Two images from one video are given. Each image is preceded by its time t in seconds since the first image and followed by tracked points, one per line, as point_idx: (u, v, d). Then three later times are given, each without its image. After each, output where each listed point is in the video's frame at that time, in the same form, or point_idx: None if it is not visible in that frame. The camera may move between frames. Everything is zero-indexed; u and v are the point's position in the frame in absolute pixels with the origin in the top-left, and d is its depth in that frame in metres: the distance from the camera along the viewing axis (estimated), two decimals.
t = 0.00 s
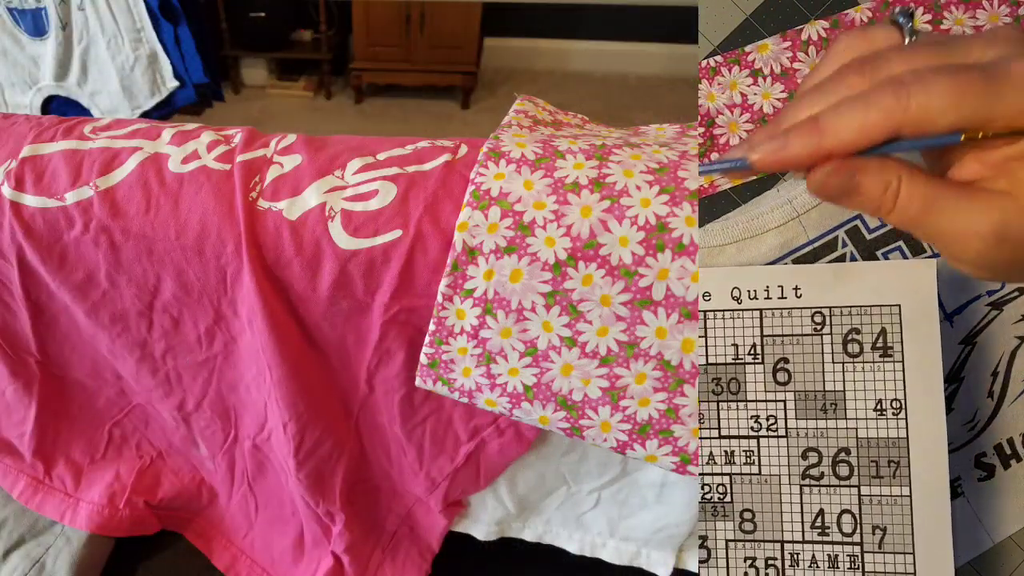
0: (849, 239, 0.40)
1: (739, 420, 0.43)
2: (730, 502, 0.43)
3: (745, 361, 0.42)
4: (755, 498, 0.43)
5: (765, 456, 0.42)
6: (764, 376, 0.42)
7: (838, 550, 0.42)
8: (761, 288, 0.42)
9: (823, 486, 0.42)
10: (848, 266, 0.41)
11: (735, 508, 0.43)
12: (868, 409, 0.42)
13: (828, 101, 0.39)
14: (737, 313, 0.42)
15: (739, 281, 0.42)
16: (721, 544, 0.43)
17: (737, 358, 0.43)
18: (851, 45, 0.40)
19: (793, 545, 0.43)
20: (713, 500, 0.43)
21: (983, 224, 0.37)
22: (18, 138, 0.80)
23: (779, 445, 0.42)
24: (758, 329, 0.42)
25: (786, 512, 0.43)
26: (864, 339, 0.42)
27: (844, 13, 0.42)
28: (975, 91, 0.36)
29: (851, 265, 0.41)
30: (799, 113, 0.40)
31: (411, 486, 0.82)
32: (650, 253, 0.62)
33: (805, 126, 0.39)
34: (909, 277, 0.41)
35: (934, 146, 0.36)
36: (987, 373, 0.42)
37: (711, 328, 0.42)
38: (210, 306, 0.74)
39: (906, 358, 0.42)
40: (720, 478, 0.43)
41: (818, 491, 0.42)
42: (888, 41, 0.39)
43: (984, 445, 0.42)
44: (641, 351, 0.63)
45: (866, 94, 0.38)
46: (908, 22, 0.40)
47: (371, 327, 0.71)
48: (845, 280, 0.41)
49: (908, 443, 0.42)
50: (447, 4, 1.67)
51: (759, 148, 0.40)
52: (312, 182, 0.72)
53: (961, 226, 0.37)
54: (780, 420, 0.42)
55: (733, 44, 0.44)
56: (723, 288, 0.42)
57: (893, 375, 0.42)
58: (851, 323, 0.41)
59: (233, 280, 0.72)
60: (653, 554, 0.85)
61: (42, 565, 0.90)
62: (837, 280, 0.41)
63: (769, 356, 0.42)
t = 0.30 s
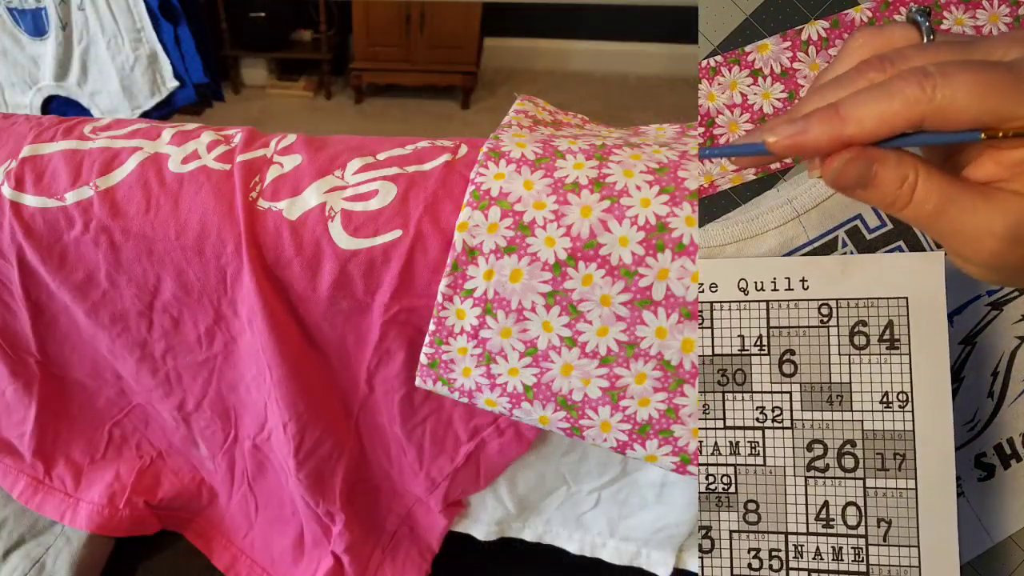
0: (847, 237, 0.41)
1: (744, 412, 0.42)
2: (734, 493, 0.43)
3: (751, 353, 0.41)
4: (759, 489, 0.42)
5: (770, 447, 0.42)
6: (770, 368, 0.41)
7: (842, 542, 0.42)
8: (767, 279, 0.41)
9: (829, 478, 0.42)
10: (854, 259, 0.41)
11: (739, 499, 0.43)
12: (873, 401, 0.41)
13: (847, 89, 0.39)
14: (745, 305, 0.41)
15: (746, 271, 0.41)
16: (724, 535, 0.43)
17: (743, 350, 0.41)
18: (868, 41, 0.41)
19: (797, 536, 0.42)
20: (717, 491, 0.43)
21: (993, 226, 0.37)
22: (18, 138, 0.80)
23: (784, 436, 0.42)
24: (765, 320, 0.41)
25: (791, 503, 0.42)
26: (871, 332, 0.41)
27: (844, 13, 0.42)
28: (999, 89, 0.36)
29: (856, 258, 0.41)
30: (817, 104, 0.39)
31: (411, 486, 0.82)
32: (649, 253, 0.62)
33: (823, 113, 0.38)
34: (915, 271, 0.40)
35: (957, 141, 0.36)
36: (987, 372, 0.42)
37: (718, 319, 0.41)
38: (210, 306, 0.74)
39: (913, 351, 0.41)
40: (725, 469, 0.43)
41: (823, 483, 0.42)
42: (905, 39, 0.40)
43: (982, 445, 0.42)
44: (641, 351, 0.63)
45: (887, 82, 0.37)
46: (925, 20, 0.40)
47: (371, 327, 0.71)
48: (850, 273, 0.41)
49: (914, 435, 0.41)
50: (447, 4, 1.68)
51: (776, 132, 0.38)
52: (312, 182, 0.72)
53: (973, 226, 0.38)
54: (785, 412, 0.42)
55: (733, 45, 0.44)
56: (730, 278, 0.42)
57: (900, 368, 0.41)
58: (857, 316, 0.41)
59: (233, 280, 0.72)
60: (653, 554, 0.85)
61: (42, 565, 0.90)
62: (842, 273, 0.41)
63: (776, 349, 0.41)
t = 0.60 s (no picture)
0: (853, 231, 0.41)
1: (752, 397, 0.43)
2: (742, 479, 0.43)
3: (761, 338, 0.42)
4: (767, 476, 0.43)
5: (778, 433, 0.42)
6: (779, 354, 0.42)
7: (850, 530, 0.42)
8: (779, 265, 0.41)
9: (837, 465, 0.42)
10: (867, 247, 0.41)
11: (747, 484, 0.43)
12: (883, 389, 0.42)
13: (855, 100, 0.38)
14: (754, 291, 0.42)
15: (757, 257, 0.42)
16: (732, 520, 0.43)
17: (753, 335, 0.42)
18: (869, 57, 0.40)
19: (805, 523, 0.43)
20: (726, 476, 0.43)
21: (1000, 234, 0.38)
22: (19, 138, 0.80)
23: (793, 422, 0.42)
24: (775, 306, 0.42)
25: (800, 490, 0.42)
26: (883, 318, 0.41)
27: (844, 13, 0.42)
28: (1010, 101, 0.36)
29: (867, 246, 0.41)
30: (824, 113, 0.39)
31: (411, 486, 0.82)
32: (649, 253, 0.62)
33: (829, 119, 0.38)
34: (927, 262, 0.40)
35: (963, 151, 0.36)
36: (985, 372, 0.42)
37: (728, 303, 0.42)
38: (210, 306, 0.74)
39: (926, 338, 0.41)
40: (734, 455, 0.43)
41: (831, 469, 0.42)
42: (909, 51, 0.39)
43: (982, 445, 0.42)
44: (641, 351, 0.63)
45: (893, 93, 0.36)
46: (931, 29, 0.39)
47: (371, 327, 0.71)
48: (862, 259, 0.41)
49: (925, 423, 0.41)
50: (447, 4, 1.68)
51: (783, 139, 0.38)
52: (312, 182, 0.72)
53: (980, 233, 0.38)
54: (793, 398, 0.42)
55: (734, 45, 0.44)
56: (741, 263, 0.42)
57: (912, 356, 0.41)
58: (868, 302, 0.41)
59: (233, 280, 0.72)
60: (653, 554, 0.85)
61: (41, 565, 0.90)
62: (854, 260, 0.41)
63: (784, 334, 0.42)
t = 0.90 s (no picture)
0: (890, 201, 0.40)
1: (804, 356, 0.42)
2: (790, 435, 0.43)
3: (817, 298, 0.41)
4: (814, 432, 0.43)
5: (829, 390, 0.42)
6: (835, 315, 0.41)
7: (892, 488, 0.42)
8: (840, 228, 0.40)
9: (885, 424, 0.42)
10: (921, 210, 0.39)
11: (794, 440, 0.43)
12: (936, 354, 0.41)
13: (929, 147, 0.38)
14: (814, 251, 0.41)
15: (817, 220, 0.40)
16: (778, 475, 0.43)
17: (809, 295, 0.41)
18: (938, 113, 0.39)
19: (848, 480, 0.43)
20: (773, 431, 0.43)
21: None
22: (19, 138, 0.80)
23: (844, 380, 0.42)
24: (833, 268, 0.41)
25: (846, 446, 0.43)
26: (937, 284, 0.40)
27: (844, 13, 0.42)
28: None
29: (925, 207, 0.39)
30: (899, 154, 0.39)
31: (411, 486, 0.82)
32: (650, 253, 0.62)
33: (910, 169, 0.38)
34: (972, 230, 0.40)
35: None
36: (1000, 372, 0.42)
37: (786, 262, 0.41)
38: (210, 306, 0.74)
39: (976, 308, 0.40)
40: (783, 411, 0.43)
41: (877, 429, 0.42)
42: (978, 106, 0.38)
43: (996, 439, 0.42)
44: (641, 351, 0.63)
45: (972, 153, 0.37)
46: (1002, 85, 0.38)
47: (371, 327, 0.71)
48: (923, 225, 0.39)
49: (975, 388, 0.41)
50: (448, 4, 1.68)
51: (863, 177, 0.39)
52: (312, 182, 0.72)
53: None
54: (846, 358, 0.42)
55: (733, 45, 0.43)
56: (803, 225, 0.40)
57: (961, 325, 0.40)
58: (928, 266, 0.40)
59: (233, 280, 0.72)
60: (653, 554, 0.85)
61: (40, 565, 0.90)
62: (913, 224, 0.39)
63: (841, 296, 0.41)
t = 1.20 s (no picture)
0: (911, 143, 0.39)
1: (847, 268, 0.40)
2: (833, 345, 0.41)
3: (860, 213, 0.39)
4: (857, 342, 0.41)
5: (873, 302, 0.40)
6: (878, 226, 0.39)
7: (932, 396, 0.41)
8: (881, 142, 0.40)
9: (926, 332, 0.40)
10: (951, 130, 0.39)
11: (836, 351, 0.41)
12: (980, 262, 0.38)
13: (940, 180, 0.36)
14: (857, 164, 0.40)
15: (861, 134, 0.39)
16: (820, 386, 0.41)
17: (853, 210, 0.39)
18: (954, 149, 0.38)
19: (889, 389, 0.41)
20: (815, 343, 0.41)
21: None
22: (19, 139, 0.80)
23: (886, 291, 0.40)
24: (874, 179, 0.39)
25: (888, 356, 0.40)
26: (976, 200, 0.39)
27: (843, 13, 0.40)
28: None
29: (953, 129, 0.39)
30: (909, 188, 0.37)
31: (410, 486, 0.82)
32: (650, 252, 0.62)
33: (925, 205, 0.35)
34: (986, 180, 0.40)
35: None
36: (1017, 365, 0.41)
37: (831, 175, 0.40)
38: (210, 306, 0.74)
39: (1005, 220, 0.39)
40: (825, 322, 0.41)
41: (919, 339, 0.40)
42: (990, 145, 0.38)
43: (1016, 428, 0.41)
44: (641, 351, 0.63)
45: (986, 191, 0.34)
46: (1015, 123, 0.37)
47: (371, 327, 0.71)
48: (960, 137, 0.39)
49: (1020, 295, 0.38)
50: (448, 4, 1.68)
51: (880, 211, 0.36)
52: (312, 182, 0.72)
53: None
54: (889, 270, 0.39)
55: (733, 45, 0.41)
56: (846, 138, 0.40)
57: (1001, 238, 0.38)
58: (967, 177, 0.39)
59: (233, 281, 0.72)
60: (653, 554, 0.85)
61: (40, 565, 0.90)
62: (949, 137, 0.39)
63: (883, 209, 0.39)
